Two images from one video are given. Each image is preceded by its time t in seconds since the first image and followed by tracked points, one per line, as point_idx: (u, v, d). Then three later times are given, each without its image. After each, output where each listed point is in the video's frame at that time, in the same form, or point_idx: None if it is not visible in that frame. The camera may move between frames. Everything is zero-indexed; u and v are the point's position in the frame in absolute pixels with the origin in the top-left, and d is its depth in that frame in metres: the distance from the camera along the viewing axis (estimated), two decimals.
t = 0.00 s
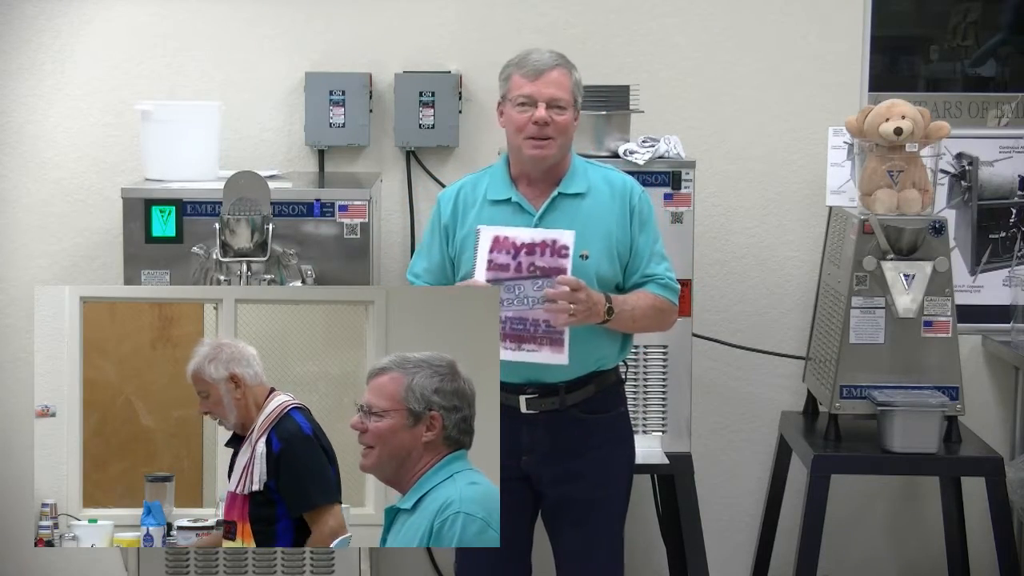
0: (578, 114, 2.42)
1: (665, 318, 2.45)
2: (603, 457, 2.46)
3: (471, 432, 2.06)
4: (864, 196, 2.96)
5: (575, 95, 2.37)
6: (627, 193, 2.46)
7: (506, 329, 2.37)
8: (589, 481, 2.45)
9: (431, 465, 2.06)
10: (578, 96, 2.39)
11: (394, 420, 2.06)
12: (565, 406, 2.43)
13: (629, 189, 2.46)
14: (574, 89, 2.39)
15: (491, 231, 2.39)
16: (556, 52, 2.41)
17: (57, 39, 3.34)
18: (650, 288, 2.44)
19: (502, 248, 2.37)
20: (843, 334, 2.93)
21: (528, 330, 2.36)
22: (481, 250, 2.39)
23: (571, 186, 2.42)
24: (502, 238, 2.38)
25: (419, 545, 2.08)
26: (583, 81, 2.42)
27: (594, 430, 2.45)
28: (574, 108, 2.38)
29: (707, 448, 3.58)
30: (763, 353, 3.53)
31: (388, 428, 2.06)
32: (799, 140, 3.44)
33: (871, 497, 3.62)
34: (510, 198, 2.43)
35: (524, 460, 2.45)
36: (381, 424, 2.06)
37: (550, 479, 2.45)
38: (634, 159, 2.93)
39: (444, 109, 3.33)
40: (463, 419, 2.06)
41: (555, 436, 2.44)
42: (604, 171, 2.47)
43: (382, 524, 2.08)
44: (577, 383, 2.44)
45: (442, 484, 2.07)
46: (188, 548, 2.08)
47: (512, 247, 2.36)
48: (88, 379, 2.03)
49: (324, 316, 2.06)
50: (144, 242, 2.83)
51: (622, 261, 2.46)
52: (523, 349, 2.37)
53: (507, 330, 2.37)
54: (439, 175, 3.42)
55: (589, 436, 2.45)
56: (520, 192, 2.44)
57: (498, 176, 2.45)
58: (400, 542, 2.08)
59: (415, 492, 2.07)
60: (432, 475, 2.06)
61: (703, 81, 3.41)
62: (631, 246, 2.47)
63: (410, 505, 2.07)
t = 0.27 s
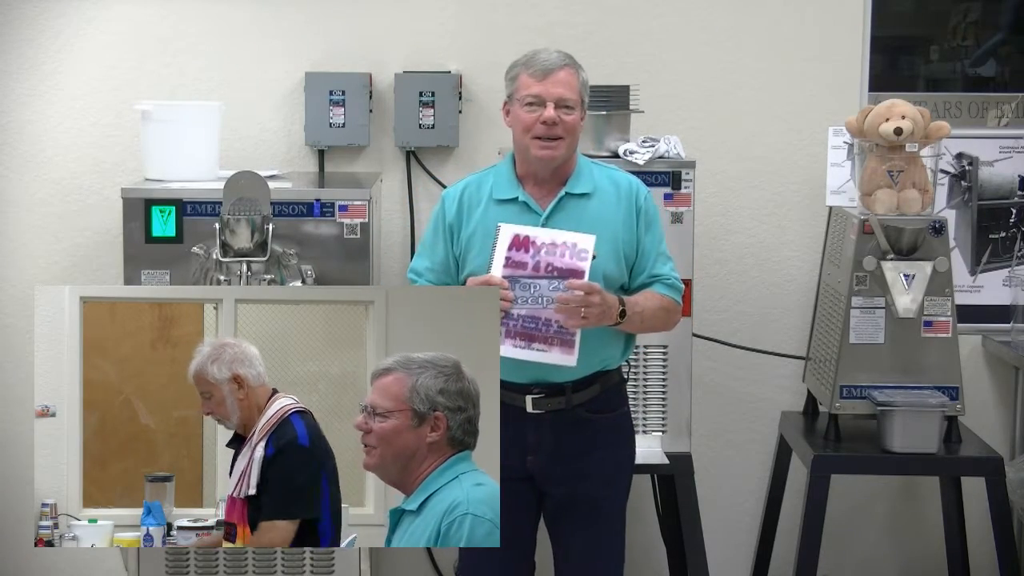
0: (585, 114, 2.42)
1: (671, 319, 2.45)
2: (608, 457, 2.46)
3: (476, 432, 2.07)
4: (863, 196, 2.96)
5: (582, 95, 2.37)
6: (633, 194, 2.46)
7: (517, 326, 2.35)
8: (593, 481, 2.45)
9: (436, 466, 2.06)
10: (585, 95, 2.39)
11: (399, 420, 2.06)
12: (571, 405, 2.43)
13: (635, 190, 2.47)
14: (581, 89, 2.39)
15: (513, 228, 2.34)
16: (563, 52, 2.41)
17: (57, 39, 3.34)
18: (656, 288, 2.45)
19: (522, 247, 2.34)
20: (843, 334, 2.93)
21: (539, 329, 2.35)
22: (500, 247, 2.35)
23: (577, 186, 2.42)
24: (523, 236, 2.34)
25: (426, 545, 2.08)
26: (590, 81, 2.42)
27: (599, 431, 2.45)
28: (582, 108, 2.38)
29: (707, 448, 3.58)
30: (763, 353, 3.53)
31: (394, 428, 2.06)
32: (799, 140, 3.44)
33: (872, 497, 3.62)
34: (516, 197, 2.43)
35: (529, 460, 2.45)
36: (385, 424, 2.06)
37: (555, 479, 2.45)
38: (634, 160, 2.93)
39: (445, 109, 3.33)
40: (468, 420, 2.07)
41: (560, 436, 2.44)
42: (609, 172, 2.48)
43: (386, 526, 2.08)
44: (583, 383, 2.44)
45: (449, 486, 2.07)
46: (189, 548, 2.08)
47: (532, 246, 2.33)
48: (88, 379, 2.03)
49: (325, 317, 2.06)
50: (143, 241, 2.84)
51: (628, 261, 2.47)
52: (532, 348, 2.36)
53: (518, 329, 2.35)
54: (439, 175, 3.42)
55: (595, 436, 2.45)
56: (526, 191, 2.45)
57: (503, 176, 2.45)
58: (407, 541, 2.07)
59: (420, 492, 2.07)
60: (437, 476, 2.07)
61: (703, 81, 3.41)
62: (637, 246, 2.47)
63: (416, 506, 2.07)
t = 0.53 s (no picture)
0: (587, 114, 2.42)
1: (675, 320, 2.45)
2: (609, 457, 2.46)
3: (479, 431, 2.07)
4: (863, 196, 2.95)
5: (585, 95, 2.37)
6: (636, 195, 2.46)
7: (521, 328, 2.36)
8: (594, 481, 2.45)
9: (437, 468, 2.06)
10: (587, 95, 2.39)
11: (398, 420, 2.06)
12: (573, 406, 2.43)
13: (638, 191, 2.46)
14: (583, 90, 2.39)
15: (514, 228, 2.34)
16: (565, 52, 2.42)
17: (57, 39, 3.34)
18: (659, 289, 2.46)
19: (524, 248, 2.34)
20: (843, 334, 2.93)
21: (544, 330, 2.35)
22: (502, 248, 2.35)
23: (581, 187, 2.42)
24: (525, 237, 2.34)
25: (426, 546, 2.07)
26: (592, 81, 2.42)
27: (599, 431, 2.45)
28: (584, 108, 2.38)
29: (707, 448, 3.58)
30: (763, 353, 3.53)
31: (393, 429, 2.06)
32: (799, 140, 3.44)
33: (872, 497, 3.62)
34: (521, 198, 2.43)
35: (530, 460, 2.45)
36: (385, 424, 2.06)
37: (556, 479, 2.44)
38: (634, 160, 2.93)
39: (445, 109, 3.33)
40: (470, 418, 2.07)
41: (561, 436, 2.44)
42: (612, 173, 2.48)
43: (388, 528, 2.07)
44: (584, 384, 2.44)
45: (449, 486, 2.07)
46: (189, 547, 2.08)
47: (534, 248, 2.34)
48: (88, 379, 2.04)
49: (325, 317, 2.07)
50: (143, 241, 2.84)
51: (631, 262, 2.47)
52: (537, 350, 2.36)
53: (522, 330, 2.36)
54: (439, 175, 3.42)
55: (595, 437, 2.45)
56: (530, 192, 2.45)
57: (506, 177, 2.45)
58: (410, 542, 2.07)
59: (422, 492, 2.07)
60: (438, 477, 2.07)
61: (703, 81, 3.41)
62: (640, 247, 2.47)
63: (417, 507, 2.07)
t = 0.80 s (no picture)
0: (584, 114, 2.41)
1: (674, 321, 2.45)
2: (606, 457, 2.46)
3: (473, 431, 2.06)
4: (863, 196, 2.95)
5: (579, 95, 2.36)
6: (636, 196, 2.46)
7: (516, 330, 2.36)
8: (592, 481, 2.45)
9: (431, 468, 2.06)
10: (583, 95, 2.38)
11: (380, 420, 2.05)
12: (569, 406, 2.43)
13: (638, 192, 2.46)
14: (579, 89, 2.38)
15: (505, 231, 2.34)
16: (561, 52, 2.41)
17: (57, 39, 3.34)
18: (659, 289, 2.46)
19: (516, 250, 2.34)
20: (843, 334, 2.93)
21: (538, 332, 2.35)
22: (494, 249, 2.35)
23: (580, 188, 2.42)
24: (515, 240, 2.34)
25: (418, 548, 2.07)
26: (589, 80, 2.40)
27: (597, 431, 2.45)
28: (578, 108, 2.37)
29: (707, 448, 3.58)
30: (763, 353, 3.53)
31: (374, 429, 2.05)
32: (799, 140, 3.44)
33: (872, 497, 3.62)
34: (519, 198, 2.43)
35: (527, 460, 2.45)
36: (372, 425, 2.05)
37: (553, 479, 2.44)
38: (634, 160, 2.93)
39: (444, 109, 3.33)
40: (462, 417, 2.06)
41: (557, 436, 2.44)
42: (612, 173, 2.48)
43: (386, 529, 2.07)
44: (581, 384, 2.44)
45: (441, 487, 2.07)
46: (189, 547, 2.08)
47: (525, 250, 2.33)
48: (87, 380, 2.03)
49: (324, 317, 2.06)
50: (143, 241, 2.84)
51: (631, 263, 2.47)
52: (533, 351, 2.36)
53: (517, 332, 2.36)
54: (439, 175, 3.42)
55: (592, 437, 2.45)
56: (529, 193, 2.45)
57: (506, 176, 2.45)
58: (405, 542, 2.07)
59: (417, 493, 2.07)
60: (433, 477, 2.06)
61: (703, 81, 3.41)
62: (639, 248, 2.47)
63: (411, 508, 2.07)
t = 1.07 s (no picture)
0: (560, 114, 2.37)
1: (669, 323, 2.43)
2: (600, 457, 2.46)
3: (459, 432, 2.05)
4: (863, 196, 2.96)
5: (540, 94, 2.34)
6: (631, 197, 2.44)
7: (504, 331, 2.37)
8: (585, 481, 2.44)
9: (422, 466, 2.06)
10: (550, 94, 2.35)
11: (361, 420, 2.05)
12: (560, 406, 2.43)
13: (634, 193, 2.44)
14: (547, 89, 2.35)
15: (490, 232, 2.34)
16: (538, 53, 2.40)
17: (56, 38, 3.34)
18: (653, 292, 2.44)
19: (501, 252, 2.34)
20: (843, 334, 2.93)
21: (526, 334, 2.36)
22: (479, 251, 2.35)
23: (572, 188, 2.41)
24: (501, 241, 2.34)
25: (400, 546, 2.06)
26: (562, 78, 2.35)
27: (591, 430, 2.45)
28: (540, 108, 2.35)
29: (707, 448, 3.58)
30: (763, 353, 3.53)
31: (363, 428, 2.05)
32: (799, 140, 3.44)
33: (872, 497, 3.62)
34: (512, 199, 2.43)
35: (520, 459, 2.45)
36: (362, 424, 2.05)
37: (547, 478, 2.45)
38: (634, 160, 2.93)
39: (444, 109, 3.33)
40: (445, 416, 2.05)
41: (551, 435, 2.44)
42: (609, 174, 2.46)
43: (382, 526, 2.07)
44: (572, 384, 2.44)
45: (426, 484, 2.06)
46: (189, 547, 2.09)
47: (511, 251, 2.34)
48: (87, 380, 2.02)
49: (324, 317, 2.06)
50: (143, 242, 2.83)
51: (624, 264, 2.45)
52: (521, 352, 2.37)
53: (505, 334, 2.37)
54: (439, 175, 3.42)
55: (586, 437, 2.44)
56: (525, 194, 2.44)
57: (503, 176, 2.46)
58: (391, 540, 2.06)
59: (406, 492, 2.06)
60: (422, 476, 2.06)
61: (703, 81, 3.41)
62: (634, 250, 2.45)
63: (400, 505, 2.06)
